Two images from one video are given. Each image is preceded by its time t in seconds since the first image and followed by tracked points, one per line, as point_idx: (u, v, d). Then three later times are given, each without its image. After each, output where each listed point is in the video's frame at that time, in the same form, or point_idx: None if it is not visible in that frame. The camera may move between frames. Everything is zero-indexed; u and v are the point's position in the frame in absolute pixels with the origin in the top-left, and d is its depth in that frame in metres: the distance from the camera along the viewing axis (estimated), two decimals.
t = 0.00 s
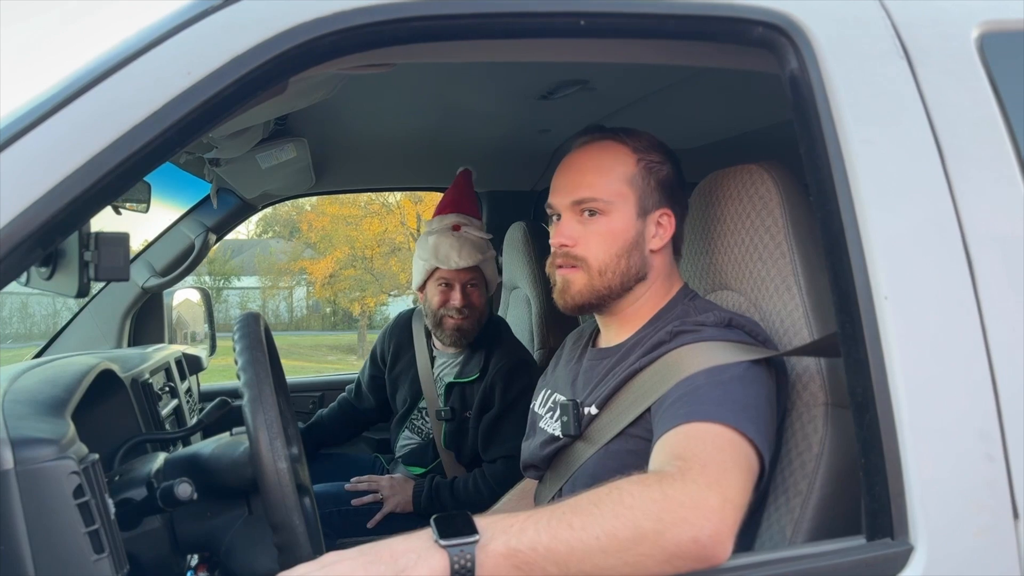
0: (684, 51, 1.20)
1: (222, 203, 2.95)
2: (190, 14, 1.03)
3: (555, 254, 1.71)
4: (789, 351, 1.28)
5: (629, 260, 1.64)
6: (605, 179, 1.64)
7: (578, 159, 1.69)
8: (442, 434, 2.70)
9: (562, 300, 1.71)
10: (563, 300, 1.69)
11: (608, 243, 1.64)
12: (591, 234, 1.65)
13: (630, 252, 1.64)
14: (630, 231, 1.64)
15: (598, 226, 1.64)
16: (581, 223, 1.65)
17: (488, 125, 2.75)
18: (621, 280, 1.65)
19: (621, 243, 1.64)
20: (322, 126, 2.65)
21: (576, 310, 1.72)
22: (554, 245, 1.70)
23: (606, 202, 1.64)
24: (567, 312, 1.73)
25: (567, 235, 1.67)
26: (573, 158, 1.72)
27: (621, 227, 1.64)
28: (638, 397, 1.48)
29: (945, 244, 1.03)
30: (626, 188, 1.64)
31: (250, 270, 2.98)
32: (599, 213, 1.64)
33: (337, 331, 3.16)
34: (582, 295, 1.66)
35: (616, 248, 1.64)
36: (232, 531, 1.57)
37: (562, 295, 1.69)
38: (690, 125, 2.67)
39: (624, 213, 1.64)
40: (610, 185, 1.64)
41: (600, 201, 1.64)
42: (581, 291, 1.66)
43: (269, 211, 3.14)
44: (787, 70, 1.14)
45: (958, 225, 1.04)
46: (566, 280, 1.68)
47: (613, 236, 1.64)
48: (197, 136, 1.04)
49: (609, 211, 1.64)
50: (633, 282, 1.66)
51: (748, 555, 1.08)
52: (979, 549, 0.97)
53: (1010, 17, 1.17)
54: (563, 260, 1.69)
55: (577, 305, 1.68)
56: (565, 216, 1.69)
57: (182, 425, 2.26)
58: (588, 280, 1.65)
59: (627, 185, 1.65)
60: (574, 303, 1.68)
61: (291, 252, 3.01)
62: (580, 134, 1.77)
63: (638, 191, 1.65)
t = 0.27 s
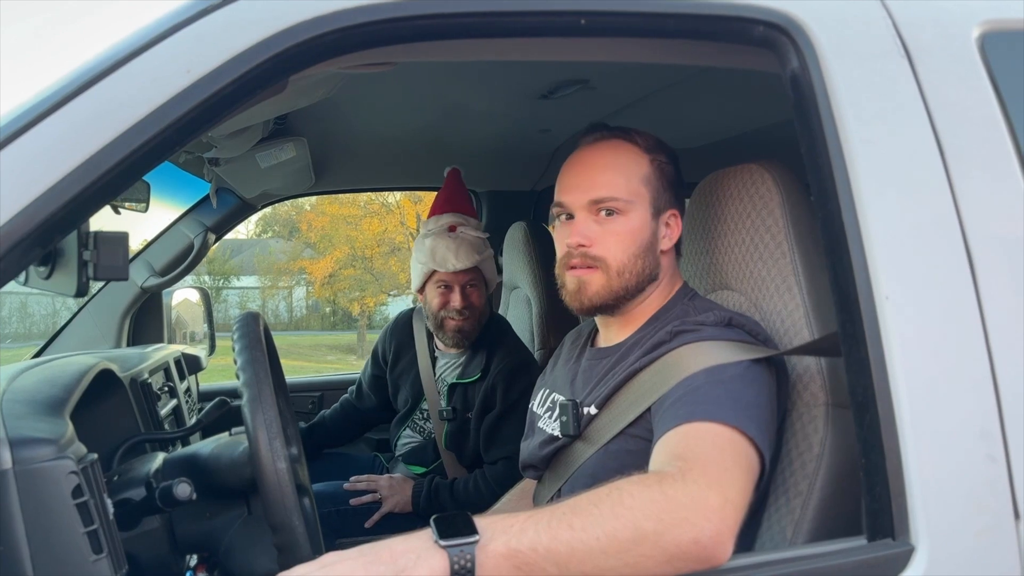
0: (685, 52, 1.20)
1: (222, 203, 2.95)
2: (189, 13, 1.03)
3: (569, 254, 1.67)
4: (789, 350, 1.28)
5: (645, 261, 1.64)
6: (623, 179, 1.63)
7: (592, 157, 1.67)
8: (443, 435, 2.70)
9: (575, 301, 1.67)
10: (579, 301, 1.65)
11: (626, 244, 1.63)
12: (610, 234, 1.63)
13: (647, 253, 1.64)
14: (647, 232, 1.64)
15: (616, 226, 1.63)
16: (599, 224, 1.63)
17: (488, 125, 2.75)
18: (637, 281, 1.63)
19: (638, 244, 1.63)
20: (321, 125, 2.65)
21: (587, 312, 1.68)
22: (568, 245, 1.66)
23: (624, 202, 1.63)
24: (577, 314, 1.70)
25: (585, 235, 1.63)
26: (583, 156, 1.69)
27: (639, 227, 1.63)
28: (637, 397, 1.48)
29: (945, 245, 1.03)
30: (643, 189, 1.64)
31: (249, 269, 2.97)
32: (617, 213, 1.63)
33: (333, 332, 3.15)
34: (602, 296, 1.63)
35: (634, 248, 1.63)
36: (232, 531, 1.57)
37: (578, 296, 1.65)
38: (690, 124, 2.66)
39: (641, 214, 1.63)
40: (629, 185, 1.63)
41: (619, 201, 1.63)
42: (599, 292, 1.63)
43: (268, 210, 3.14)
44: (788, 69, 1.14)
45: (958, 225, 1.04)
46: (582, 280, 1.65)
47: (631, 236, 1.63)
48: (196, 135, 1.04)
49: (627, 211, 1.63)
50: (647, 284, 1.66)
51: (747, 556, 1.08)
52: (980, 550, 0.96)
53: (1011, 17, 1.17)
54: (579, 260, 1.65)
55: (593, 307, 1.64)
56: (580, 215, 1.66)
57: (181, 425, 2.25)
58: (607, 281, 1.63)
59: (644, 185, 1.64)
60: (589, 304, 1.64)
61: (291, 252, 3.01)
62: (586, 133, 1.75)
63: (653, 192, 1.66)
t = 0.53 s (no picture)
0: (686, 52, 1.19)
1: (222, 202, 2.95)
2: (189, 12, 1.02)
3: (578, 254, 1.65)
4: (790, 351, 1.27)
5: (654, 260, 1.63)
6: (632, 177, 1.63)
7: (598, 156, 1.67)
8: (442, 426, 2.71)
9: (586, 302, 1.65)
10: (589, 301, 1.63)
11: (636, 242, 1.62)
12: (620, 232, 1.62)
13: (655, 252, 1.64)
14: (655, 231, 1.64)
15: (626, 225, 1.62)
16: (609, 222, 1.62)
17: (487, 124, 2.74)
18: (647, 280, 1.63)
19: (647, 243, 1.63)
20: (321, 125, 2.64)
21: (595, 312, 1.67)
22: (578, 244, 1.64)
23: (634, 200, 1.62)
24: (584, 313, 1.69)
25: (595, 233, 1.62)
26: (589, 155, 1.69)
27: (648, 226, 1.63)
28: (638, 397, 1.47)
29: (948, 245, 1.03)
30: (651, 188, 1.64)
31: (249, 269, 2.96)
32: (626, 212, 1.63)
33: (335, 331, 3.13)
34: (612, 295, 1.61)
35: (644, 247, 1.63)
36: (232, 531, 1.57)
37: (589, 296, 1.64)
38: (690, 124, 2.66)
39: (650, 213, 1.63)
40: (637, 183, 1.63)
41: (629, 199, 1.62)
42: (610, 292, 1.62)
43: (267, 211, 3.14)
44: (789, 69, 1.13)
45: (960, 226, 1.04)
46: (592, 280, 1.63)
47: (641, 234, 1.62)
48: (196, 134, 1.03)
49: (637, 210, 1.62)
50: (655, 283, 1.66)
51: (748, 558, 1.08)
52: (982, 551, 0.96)
53: (1013, 17, 1.17)
54: (589, 260, 1.64)
55: (603, 306, 1.63)
56: (589, 214, 1.65)
57: (180, 425, 2.25)
58: (617, 280, 1.62)
59: (652, 185, 1.65)
60: (600, 304, 1.63)
61: (291, 252, 3.00)
62: (589, 132, 1.75)
63: (660, 191, 1.66)
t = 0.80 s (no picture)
0: (687, 53, 1.19)
1: (222, 203, 2.95)
2: (190, 12, 1.02)
3: (583, 254, 1.64)
4: (791, 352, 1.27)
5: (658, 261, 1.63)
6: (636, 177, 1.63)
7: (602, 156, 1.67)
8: (435, 416, 2.77)
9: (591, 302, 1.64)
10: (594, 301, 1.62)
11: (642, 243, 1.62)
12: (625, 232, 1.62)
13: (660, 252, 1.63)
14: (659, 231, 1.64)
15: (631, 225, 1.62)
16: (614, 222, 1.62)
17: (487, 124, 2.74)
18: (651, 280, 1.63)
19: (652, 243, 1.63)
20: (321, 125, 2.64)
21: (600, 313, 1.66)
22: (583, 244, 1.63)
23: (639, 200, 1.62)
24: (589, 314, 1.68)
25: (600, 233, 1.62)
26: (593, 155, 1.68)
27: (653, 226, 1.63)
28: (639, 398, 1.47)
29: (949, 246, 1.03)
30: (655, 188, 1.64)
31: (249, 269, 2.95)
32: (631, 212, 1.62)
33: (335, 331, 3.12)
34: (617, 295, 1.61)
35: (649, 247, 1.62)
36: (232, 532, 1.57)
37: (595, 297, 1.62)
38: (690, 124, 2.66)
39: (654, 213, 1.63)
40: (642, 183, 1.63)
41: (634, 199, 1.62)
42: (616, 292, 1.61)
43: (265, 211, 3.13)
44: (790, 69, 1.13)
45: (962, 226, 1.03)
46: (598, 280, 1.62)
47: (646, 234, 1.62)
48: (196, 134, 1.03)
49: (642, 210, 1.62)
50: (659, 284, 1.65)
51: (748, 559, 1.08)
52: (983, 551, 0.96)
53: (1013, 18, 1.17)
54: (594, 260, 1.62)
55: (608, 306, 1.62)
56: (594, 214, 1.64)
57: (180, 425, 2.25)
58: (622, 279, 1.61)
59: (656, 185, 1.65)
60: (606, 305, 1.62)
61: (291, 252, 2.99)
62: (592, 132, 1.74)
63: (664, 192, 1.66)
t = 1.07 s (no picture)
0: (687, 53, 1.19)
1: (221, 203, 2.94)
2: (190, 11, 1.02)
3: (584, 253, 1.64)
4: (791, 352, 1.27)
5: (658, 260, 1.64)
6: (636, 176, 1.63)
7: (602, 155, 1.67)
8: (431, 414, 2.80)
9: (591, 302, 1.64)
10: (595, 300, 1.62)
11: (642, 241, 1.62)
12: (625, 231, 1.62)
13: (659, 251, 1.64)
14: (659, 230, 1.64)
15: (632, 223, 1.62)
16: (614, 221, 1.62)
17: (486, 124, 2.74)
18: (651, 279, 1.63)
19: (652, 242, 1.63)
20: (321, 125, 2.65)
21: (600, 312, 1.66)
22: (584, 243, 1.63)
23: (639, 199, 1.62)
24: (588, 313, 1.67)
25: (601, 232, 1.61)
26: (593, 154, 1.68)
27: (653, 225, 1.63)
28: (638, 398, 1.47)
29: (950, 246, 1.03)
30: (655, 187, 1.64)
31: (247, 269, 2.94)
32: (631, 211, 1.62)
33: (334, 331, 3.10)
34: (617, 294, 1.61)
35: (649, 245, 1.62)
36: (231, 532, 1.57)
37: (595, 296, 1.62)
38: (690, 124, 2.66)
39: (654, 211, 1.64)
40: (642, 183, 1.63)
41: (635, 198, 1.62)
42: (617, 291, 1.61)
43: (264, 211, 3.13)
44: (791, 69, 1.13)
45: (962, 227, 1.03)
46: (598, 279, 1.62)
47: (646, 232, 1.62)
48: (196, 134, 1.03)
49: (642, 208, 1.62)
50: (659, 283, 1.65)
51: (748, 559, 1.08)
52: (983, 552, 0.96)
53: (1013, 18, 1.17)
54: (595, 259, 1.62)
55: (609, 306, 1.62)
56: (594, 213, 1.64)
57: (180, 425, 2.25)
58: (623, 278, 1.61)
59: (656, 183, 1.65)
60: (606, 304, 1.62)
61: (290, 252, 2.99)
62: (591, 132, 1.75)
63: (664, 190, 1.66)
